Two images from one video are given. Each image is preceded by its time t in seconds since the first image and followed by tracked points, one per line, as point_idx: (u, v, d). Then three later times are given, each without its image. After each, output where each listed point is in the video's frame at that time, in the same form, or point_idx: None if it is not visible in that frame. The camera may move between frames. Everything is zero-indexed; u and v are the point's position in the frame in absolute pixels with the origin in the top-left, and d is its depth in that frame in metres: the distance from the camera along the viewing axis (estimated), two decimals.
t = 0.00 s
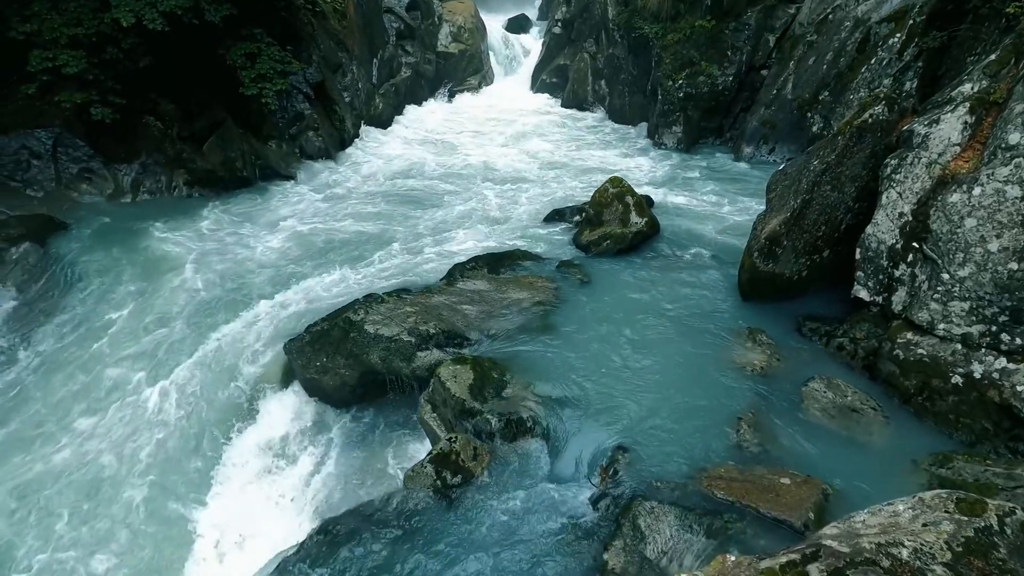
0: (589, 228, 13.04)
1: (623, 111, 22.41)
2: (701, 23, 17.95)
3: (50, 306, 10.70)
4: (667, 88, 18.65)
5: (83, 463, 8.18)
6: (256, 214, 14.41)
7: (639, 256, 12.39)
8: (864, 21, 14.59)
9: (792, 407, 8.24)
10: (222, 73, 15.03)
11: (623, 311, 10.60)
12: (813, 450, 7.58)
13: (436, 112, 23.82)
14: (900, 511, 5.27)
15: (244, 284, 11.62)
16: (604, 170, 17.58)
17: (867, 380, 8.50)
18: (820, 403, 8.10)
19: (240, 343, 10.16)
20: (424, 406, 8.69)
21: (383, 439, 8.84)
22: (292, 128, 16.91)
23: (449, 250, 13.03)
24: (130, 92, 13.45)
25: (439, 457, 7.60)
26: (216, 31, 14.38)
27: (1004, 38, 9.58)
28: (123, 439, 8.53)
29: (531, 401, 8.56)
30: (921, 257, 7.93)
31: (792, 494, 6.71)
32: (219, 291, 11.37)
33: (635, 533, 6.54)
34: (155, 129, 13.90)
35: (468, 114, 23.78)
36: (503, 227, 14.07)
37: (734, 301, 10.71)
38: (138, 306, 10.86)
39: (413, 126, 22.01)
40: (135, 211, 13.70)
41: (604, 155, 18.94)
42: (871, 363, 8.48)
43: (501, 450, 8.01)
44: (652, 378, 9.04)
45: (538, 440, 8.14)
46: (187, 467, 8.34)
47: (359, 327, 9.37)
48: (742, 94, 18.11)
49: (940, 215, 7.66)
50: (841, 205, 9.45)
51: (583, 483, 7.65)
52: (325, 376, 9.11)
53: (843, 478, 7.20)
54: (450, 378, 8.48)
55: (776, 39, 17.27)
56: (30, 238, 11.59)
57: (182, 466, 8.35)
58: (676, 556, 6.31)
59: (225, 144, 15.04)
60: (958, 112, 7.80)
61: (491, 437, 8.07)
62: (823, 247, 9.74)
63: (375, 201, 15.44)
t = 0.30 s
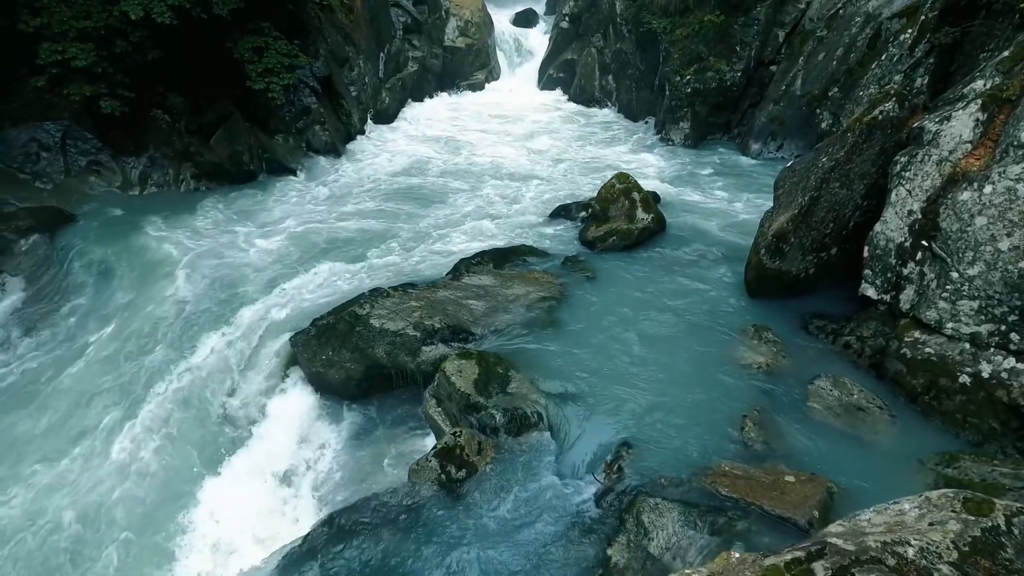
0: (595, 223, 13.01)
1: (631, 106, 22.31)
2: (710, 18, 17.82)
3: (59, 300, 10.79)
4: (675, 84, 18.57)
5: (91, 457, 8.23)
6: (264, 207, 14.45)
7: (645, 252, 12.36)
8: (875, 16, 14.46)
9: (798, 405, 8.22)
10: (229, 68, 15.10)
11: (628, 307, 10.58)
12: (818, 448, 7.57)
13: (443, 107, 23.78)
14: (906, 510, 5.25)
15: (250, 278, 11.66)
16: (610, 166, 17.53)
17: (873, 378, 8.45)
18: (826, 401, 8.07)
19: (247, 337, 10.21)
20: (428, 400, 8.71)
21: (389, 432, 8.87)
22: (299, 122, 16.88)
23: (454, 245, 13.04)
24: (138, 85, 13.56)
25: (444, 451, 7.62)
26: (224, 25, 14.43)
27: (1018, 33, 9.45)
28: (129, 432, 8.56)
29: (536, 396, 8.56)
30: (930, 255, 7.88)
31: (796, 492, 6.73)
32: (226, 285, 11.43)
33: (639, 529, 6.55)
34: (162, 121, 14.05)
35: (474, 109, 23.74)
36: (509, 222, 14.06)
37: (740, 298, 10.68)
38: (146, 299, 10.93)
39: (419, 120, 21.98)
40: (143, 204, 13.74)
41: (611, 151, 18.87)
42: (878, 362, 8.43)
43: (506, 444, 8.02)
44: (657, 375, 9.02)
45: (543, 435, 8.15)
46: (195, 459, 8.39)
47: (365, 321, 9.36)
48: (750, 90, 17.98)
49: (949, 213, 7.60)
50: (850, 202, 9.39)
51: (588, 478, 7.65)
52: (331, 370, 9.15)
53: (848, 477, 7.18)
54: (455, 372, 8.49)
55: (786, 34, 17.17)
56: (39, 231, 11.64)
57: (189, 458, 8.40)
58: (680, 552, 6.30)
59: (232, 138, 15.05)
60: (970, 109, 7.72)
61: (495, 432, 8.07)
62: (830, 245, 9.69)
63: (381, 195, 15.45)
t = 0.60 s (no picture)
0: (601, 219, 12.96)
1: (638, 102, 22.22)
2: (719, 13, 17.70)
3: (66, 293, 10.82)
4: (684, 79, 18.49)
5: (97, 448, 8.26)
6: (271, 200, 14.48)
7: (651, 249, 12.32)
8: (886, 11, 14.32)
9: (803, 404, 8.19)
10: (237, 61, 15.12)
11: (634, 303, 10.56)
12: (824, 447, 7.54)
13: (449, 102, 23.74)
14: (912, 509, 5.23)
15: (256, 271, 11.69)
16: (617, 161, 17.46)
17: (880, 377, 8.41)
18: (832, 400, 8.04)
19: (252, 330, 10.24)
20: (433, 395, 8.71)
21: (394, 425, 8.90)
22: (306, 116, 16.87)
23: (460, 240, 13.03)
24: (147, 78, 13.58)
25: (448, 445, 7.64)
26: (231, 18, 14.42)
27: None
28: (136, 424, 8.61)
29: (541, 392, 8.56)
30: (939, 254, 7.83)
31: (800, 490, 6.74)
32: (232, 278, 11.46)
33: (642, 525, 6.55)
34: (170, 114, 14.01)
35: (480, 104, 23.68)
36: (515, 217, 14.04)
37: (746, 295, 10.64)
38: (153, 292, 10.98)
39: (425, 115, 21.95)
40: (151, 196, 13.77)
41: (617, 147, 18.80)
42: (885, 361, 8.38)
43: (510, 439, 8.04)
44: (662, 371, 9.00)
45: (547, 430, 8.17)
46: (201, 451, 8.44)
47: (370, 315, 9.41)
48: (759, 86, 17.88)
49: (960, 211, 7.56)
50: (859, 200, 9.32)
51: (592, 473, 7.66)
52: (336, 363, 9.16)
53: (853, 475, 7.16)
54: (460, 367, 8.48)
55: (796, 29, 17.04)
56: (48, 222, 11.71)
57: (195, 450, 8.45)
58: (684, 548, 6.30)
59: (239, 131, 15.16)
60: (982, 106, 7.64)
61: (500, 427, 8.11)
62: (839, 242, 9.63)
63: (387, 189, 15.44)
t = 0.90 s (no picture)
0: (608, 215, 12.89)
1: (645, 98, 22.10)
2: (729, 7, 17.56)
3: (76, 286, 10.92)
4: (692, 74, 18.39)
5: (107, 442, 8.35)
6: (279, 193, 14.51)
7: (657, 245, 12.28)
8: (897, 7, 14.17)
9: (809, 402, 8.15)
10: (245, 55, 15.02)
11: (639, 300, 10.53)
12: (829, 446, 7.52)
13: (456, 96, 23.68)
14: (919, 509, 5.20)
15: (263, 264, 11.72)
16: (624, 157, 17.38)
17: (887, 376, 8.36)
18: (837, 399, 8.00)
19: (258, 323, 10.27)
20: (439, 389, 8.72)
21: (400, 419, 8.92)
22: (313, 110, 16.82)
23: (465, 235, 13.00)
24: (155, 71, 13.66)
25: (453, 440, 7.64)
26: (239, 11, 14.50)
27: None
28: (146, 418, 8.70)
29: (547, 388, 8.56)
30: (949, 253, 7.78)
31: (804, 489, 6.72)
32: (238, 271, 11.48)
33: (646, 522, 6.54)
34: (178, 107, 14.17)
35: (487, 98, 23.60)
36: (521, 213, 14.01)
37: (752, 293, 10.59)
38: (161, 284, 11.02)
39: (432, 109, 21.90)
40: (159, 189, 13.83)
41: (624, 143, 18.73)
42: (892, 360, 8.33)
43: (515, 435, 8.05)
44: (667, 369, 8.97)
45: (552, 426, 8.17)
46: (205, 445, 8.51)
47: (377, 309, 9.39)
48: (768, 83, 17.74)
49: (971, 210, 7.56)
50: (868, 198, 9.27)
51: (597, 468, 7.66)
52: (341, 357, 9.18)
53: (859, 475, 7.13)
54: (465, 362, 8.47)
55: (806, 25, 16.85)
56: (57, 214, 11.73)
57: (200, 444, 8.51)
58: (687, 545, 6.31)
59: (247, 125, 15.13)
60: (995, 104, 7.57)
61: (504, 422, 8.12)
62: (847, 241, 9.57)
63: (393, 184, 15.42)
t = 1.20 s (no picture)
0: (615, 211, 12.84)
1: (654, 93, 21.98)
2: (739, 3, 17.49)
3: (87, 277, 11.02)
4: (701, 70, 18.29)
5: (113, 432, 8.39)
6: (287, 186, 14.54)
7: (664, 241, 12.24)
8: (911, 3, 14.02)
9: (816, 401, 8.12)
10: (252, 48, 15.06)
11: (645, 296, 10.50)
12: (834, 445, 7.50)
13: (463, 91, 23.61)
14: (925, 509, 5.18)
15: (269, 257, 11.75)
16: (631, 153, 17.31)
17: (894, 376, 8.31)
18: (844, 397, 7.96)
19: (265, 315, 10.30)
20: (444, 383, 8.73)
21: (405, 413, 8.94)
22: (321, 103, 16.73)
23: (471, 230, 12.98)
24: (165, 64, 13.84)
25: (458, 433, 7.65)
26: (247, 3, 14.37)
27: None
28: (154, 406, 8.75)
29: (552, 383, 8.56)
30: (959, 252, 7.72)
31: (809, 487, 6.70)
32: (245, 263, 11.52)
33: (650, 518, 6.54)
34: (187, 99, 14.14)
35: (495, 93, 23.53)
36: (527, 208, 13.98)
37: (759, 290, 10.54)
38: (169, 276, 11.07)
39: (439, 103, 21.86)
40: (167, 181, 13.88)
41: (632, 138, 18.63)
42: (900, 359, 8.28)
43: (520, 429, 8.07)
44: (673, 365, 8.95)
45: (557, 421, 8.18)
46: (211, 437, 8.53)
47: (383, 303, 9.40)
48: (778, 78, 17.56)
49: (983, 208, 7.47)
50: (878, 195, 9.20)
51: (601, 464, 7.67)
52: (347, 350, 9.21)
53: (865, 474, 7.11)
54: (471, 356, 8.48)
55: (818, 21, 16.66)
56: (68, 205, 11.87)
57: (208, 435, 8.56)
58: (691, 542, 6.30)
59: (255, 118, 15.11)
60: (1009, 101, 7.49)
61: (509, 417, 8.13)
62: (856, 239, 9.52)
63: (400, 177, 15.41)
